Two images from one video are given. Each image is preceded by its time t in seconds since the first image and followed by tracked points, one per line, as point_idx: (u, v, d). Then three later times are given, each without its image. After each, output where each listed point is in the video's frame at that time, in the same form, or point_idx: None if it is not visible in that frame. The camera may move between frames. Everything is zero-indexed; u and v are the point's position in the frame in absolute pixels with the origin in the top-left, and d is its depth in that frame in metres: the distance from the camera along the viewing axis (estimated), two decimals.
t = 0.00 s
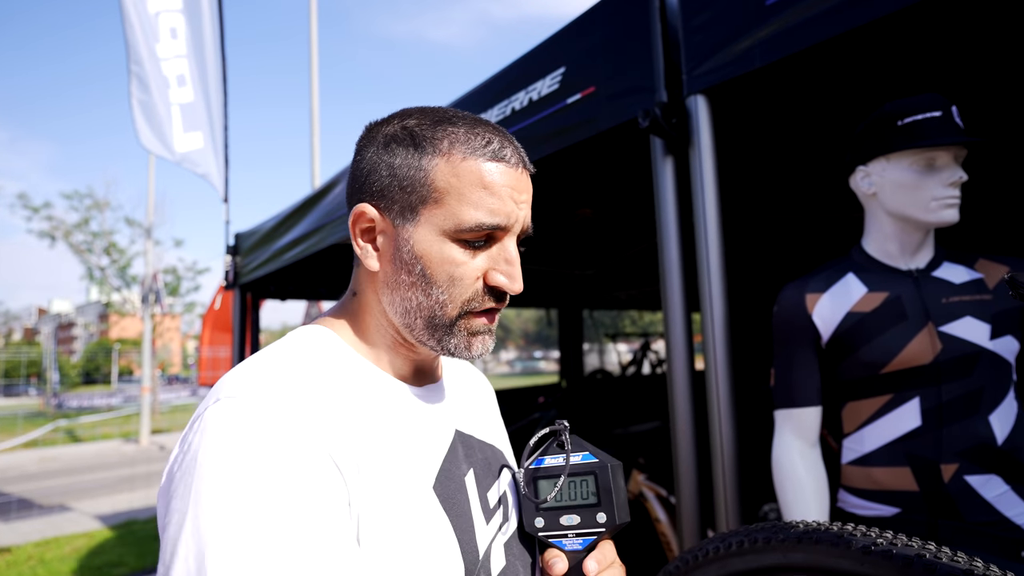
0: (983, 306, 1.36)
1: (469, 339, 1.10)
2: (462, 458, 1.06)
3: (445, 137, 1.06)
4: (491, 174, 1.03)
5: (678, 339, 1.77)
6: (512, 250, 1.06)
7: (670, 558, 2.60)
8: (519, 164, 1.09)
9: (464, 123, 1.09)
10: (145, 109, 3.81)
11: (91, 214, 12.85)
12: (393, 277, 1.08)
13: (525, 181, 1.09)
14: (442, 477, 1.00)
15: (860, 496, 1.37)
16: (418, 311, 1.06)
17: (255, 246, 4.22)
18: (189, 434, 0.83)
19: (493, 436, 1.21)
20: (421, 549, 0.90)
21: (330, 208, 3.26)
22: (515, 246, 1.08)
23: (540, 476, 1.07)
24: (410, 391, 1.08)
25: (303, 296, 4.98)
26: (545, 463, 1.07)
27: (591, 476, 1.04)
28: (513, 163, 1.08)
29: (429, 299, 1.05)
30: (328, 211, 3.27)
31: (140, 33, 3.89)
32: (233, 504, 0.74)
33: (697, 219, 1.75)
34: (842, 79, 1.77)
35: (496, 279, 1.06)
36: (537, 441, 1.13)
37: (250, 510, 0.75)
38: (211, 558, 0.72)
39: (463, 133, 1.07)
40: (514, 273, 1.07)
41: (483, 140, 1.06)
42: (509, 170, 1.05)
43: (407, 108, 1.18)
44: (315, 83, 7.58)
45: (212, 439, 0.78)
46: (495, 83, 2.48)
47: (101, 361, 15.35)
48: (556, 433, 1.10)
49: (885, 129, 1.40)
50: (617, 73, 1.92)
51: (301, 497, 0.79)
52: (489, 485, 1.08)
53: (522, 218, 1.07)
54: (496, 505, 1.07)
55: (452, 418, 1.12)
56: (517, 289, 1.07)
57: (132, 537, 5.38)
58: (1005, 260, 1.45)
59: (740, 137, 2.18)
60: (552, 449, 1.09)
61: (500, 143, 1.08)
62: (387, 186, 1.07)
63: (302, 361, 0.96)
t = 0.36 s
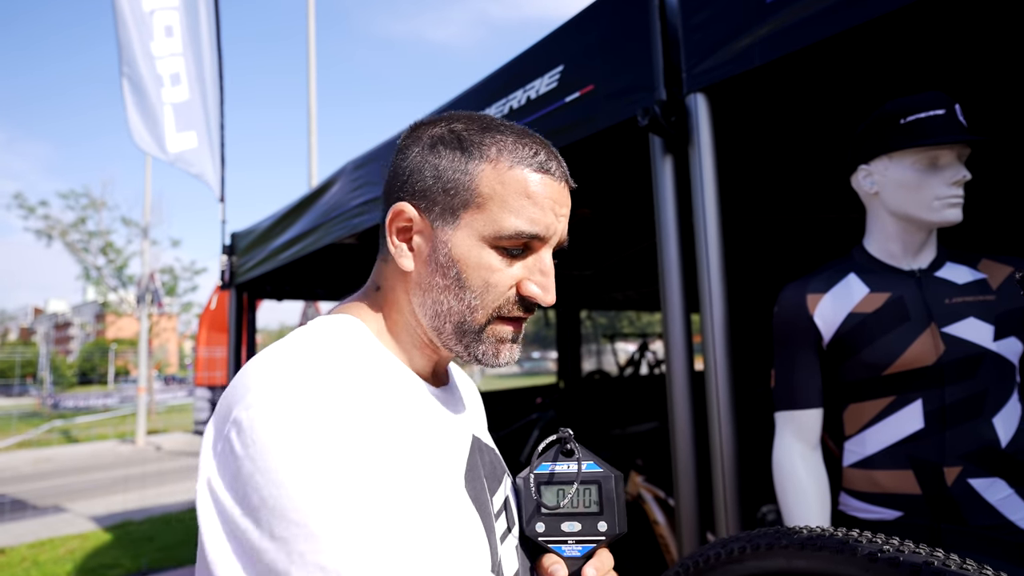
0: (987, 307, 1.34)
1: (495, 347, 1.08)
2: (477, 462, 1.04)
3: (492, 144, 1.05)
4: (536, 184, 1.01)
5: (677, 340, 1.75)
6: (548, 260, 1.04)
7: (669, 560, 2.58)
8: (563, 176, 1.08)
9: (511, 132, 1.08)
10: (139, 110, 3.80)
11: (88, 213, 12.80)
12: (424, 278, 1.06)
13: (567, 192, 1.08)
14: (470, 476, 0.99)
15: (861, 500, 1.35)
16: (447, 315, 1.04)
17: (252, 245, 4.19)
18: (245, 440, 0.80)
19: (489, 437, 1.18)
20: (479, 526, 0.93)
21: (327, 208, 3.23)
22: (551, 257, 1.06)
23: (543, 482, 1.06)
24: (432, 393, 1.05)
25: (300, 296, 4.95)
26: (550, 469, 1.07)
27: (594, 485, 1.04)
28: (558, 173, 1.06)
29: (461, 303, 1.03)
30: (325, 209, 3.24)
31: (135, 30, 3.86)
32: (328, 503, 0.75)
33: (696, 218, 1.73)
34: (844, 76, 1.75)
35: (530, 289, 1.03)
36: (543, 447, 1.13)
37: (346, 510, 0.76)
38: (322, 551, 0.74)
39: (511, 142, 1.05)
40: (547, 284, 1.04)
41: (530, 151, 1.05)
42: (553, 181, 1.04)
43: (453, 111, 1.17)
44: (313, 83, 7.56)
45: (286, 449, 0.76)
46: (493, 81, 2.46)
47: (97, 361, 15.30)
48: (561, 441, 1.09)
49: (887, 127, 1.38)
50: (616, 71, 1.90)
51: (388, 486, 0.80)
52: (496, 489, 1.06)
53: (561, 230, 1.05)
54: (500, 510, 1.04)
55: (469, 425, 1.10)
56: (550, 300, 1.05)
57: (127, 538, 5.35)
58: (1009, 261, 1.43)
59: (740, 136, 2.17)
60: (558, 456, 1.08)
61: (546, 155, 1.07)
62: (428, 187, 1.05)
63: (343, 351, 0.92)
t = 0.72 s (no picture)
0: (993, 304, 1.33)
1: (428, 308, 1.04)
2: (473, 454, 1.03)
3: (401, 114, 1.11)
4: (429, 132, 1.04)
5: (677, 337, 1.73)
6: (457, 207, 1.03)
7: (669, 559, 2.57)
8: (469, 122, 1.08)
9: (423, 101, 1.13)
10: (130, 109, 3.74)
11: (83, 211, 12.72)
12: (363, 256, 1.11)
13: (481, 140, 1.08)
14: (445, 469, 0.96)
15: (865, 499, 1.33)
16: (378, 283, 1.06)
17: (248, 243, 4.15)
18: (165, 440, 0.81)
19: (509, 440, 1.17)
20: (407, 561, 0.85)
21: (323, 205, 3.20)
22: (463, 203, 1.04)
23: (571, 490, 1.03)
24: (375, 355, 1.02)
25: (297, 294, 4.92)
26: (577, 476, 1.05)
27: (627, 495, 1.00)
28: (466, 123, 1.08)
29: (384, 267, 1.04)
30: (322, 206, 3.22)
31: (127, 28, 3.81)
32: (188, 503, 0.72)
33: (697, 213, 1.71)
34: (848, 70, 1.73)
35: (441, 237, 1.03)
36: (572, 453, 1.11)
37: (210, 495, 0.73)
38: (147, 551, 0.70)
39: (417, 107, 1.11)
40: (459, 229, 1.02)
41: (432, 107, 1.09)
42: (449, 126, 1.06)
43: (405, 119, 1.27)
44: (310, 80, 7.51)
45: (184, 442, 0.76)
46: (492, 76, 2.43)
47: (93, 359, 15.24)
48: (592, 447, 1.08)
49: (893, 121, 1.36)
50: (616, 66, 1.88)
51: (246, 512, 0.74)
52: (502, 486, 1.04)
53: (469, 173, 1.04)
54: (506, 507, 1.02)
55: (462, 411, 1.09)
56: (464, 245, 1.02)
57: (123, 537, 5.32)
58: (1015, 257, 1.42)
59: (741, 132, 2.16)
60: (588, 463, 1.06)
61: (450, 108, 1.09)
62: (360, 176, 1.13)
63: (301, 362, 0.92)
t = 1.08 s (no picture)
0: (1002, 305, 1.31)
1: (416, 306, 1.03)
2: (477, 455, 1.01)
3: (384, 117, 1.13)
4: (403, 130, 1.05)
5: (682, 339, 1.71)
6: (434, 201, 1.02)
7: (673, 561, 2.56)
8: (444, 113, 1.07)
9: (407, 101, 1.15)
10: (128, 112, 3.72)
11: (85, 211, 12.72)
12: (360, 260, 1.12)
13: (458, 131, 1.06)
14: (438, 470, 0.95)
15: (873, 503, 1.32)
16: (371, 284, 1.07)
17: (249, 244, 4.14)
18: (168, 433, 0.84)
19: (525, 443, 1.12)
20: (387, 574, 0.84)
21: (324, 206, 3.20)
22: (440, 197, 1.03)
23: (581, 502, 1.01)
24: (369, 360, 1.02)
25: (298, 295, 4.92)
26: (588, 486, 1.02)
27: (641, 507, 0.95)
28: (442, 115, 1.07)
29: (374, 268, 1.06)
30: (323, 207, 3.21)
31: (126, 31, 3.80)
32: (168, 501, 0.73)
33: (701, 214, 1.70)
34: (853, 70, 1.72)
35: (419, 232, 1.02)
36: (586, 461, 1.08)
37: (202, 493, 0.75)
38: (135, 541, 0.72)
39: (397, 107, 1.12)
40: (434, 222, 1.01)
41: (409, 104, 1.10)
42: (423, 119, 1.05)
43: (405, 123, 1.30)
44: (312, 81, 7.52)
45: (199, 411, 0.80)
46: (495, 76, 2.42)
47: (94, 359, 15.25)
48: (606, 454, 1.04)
49: (901, 122, 1.35)
50: (620, 66, 1.87)
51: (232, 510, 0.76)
52: (507, 489, 1.02)
53: (444, 166, 1.03)
54: (512, 513, 1.01)
55: (470, 413, 1.06)
56: (439, 238, 1.01)
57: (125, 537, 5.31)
58: None
59: (745, 133, 2.15)
60: (600, 472, 1.04)
61: (426, 102, 1.09)
62: (355, 180, 1.16)
63: (292, 366, 0.93)
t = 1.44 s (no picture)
0: (1013, 309, 1.31)
1: (432, 313, 1.03)
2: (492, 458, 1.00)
3: (420, 117, 1.13)
4: (438, 135, 1.05)
5: (690, 341, 1.70)
6: (460, 211, 1.02)
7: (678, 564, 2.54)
8: (480, 123, 1.07)
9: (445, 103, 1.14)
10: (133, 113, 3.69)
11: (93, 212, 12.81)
12: (380, 257, 1.13)
13: (492, 142, 1.06)
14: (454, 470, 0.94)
15: (883, 507, 1.30)
16: (389, 284, 1.08)
17: (256, 245, 4.15)
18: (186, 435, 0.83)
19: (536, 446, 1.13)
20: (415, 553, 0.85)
21: (331, 206, 3.20)
22: (467, 208, 1.03)
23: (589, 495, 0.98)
24: (376, 358, 1.03)
25: (303, 296, 4.94)
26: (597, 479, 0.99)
27: (649, 500, 0.95)
28: (478, 124, 1.07)
29: (395, 270, 1.06)
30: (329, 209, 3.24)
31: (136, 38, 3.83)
32: (205, 501, 0.73)
33: (709, 215, 1.69)
34: (862, 71, 1.72)
35: (442, 241, 1.02)
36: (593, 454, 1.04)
37: (232, 486, 0.74)
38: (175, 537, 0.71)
39: (435, 109, 1.12)
40: (459, 234, 1.01)
41: (446, 109, 1.09)
42: (459, 128, 1.05)
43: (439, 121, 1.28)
44: (318, 84, 7.54)
45: (219, 409, 0.80)
46: (502, 78, 2.42)
47: (100, 359, 15.33)
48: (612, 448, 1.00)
49: (912, 123, 1.34)
50: (627, 68, 1.87)
51: (266, 500, 0.76)
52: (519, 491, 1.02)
53: (474, 176, 1.03)
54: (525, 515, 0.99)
55: (480, 415, 1.06)
56: (462, 250, 1.01)
57: (131, 537, 5.33)
58: None
59: (753, 135, 2.14)
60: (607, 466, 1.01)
61: (463, 109, 1.09)
62: (382, 177, 1.16)
63: (309, 369, 0.93)
